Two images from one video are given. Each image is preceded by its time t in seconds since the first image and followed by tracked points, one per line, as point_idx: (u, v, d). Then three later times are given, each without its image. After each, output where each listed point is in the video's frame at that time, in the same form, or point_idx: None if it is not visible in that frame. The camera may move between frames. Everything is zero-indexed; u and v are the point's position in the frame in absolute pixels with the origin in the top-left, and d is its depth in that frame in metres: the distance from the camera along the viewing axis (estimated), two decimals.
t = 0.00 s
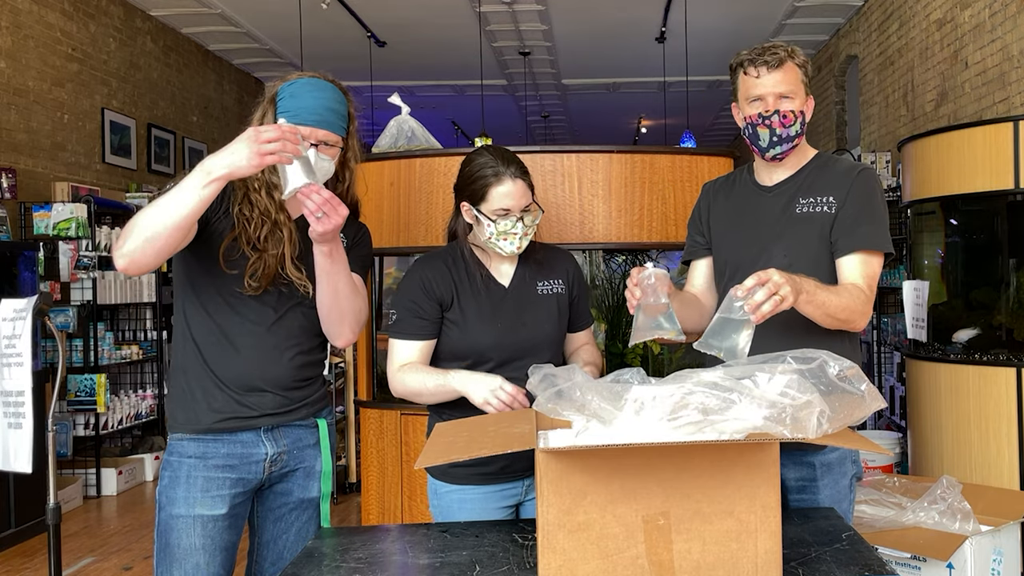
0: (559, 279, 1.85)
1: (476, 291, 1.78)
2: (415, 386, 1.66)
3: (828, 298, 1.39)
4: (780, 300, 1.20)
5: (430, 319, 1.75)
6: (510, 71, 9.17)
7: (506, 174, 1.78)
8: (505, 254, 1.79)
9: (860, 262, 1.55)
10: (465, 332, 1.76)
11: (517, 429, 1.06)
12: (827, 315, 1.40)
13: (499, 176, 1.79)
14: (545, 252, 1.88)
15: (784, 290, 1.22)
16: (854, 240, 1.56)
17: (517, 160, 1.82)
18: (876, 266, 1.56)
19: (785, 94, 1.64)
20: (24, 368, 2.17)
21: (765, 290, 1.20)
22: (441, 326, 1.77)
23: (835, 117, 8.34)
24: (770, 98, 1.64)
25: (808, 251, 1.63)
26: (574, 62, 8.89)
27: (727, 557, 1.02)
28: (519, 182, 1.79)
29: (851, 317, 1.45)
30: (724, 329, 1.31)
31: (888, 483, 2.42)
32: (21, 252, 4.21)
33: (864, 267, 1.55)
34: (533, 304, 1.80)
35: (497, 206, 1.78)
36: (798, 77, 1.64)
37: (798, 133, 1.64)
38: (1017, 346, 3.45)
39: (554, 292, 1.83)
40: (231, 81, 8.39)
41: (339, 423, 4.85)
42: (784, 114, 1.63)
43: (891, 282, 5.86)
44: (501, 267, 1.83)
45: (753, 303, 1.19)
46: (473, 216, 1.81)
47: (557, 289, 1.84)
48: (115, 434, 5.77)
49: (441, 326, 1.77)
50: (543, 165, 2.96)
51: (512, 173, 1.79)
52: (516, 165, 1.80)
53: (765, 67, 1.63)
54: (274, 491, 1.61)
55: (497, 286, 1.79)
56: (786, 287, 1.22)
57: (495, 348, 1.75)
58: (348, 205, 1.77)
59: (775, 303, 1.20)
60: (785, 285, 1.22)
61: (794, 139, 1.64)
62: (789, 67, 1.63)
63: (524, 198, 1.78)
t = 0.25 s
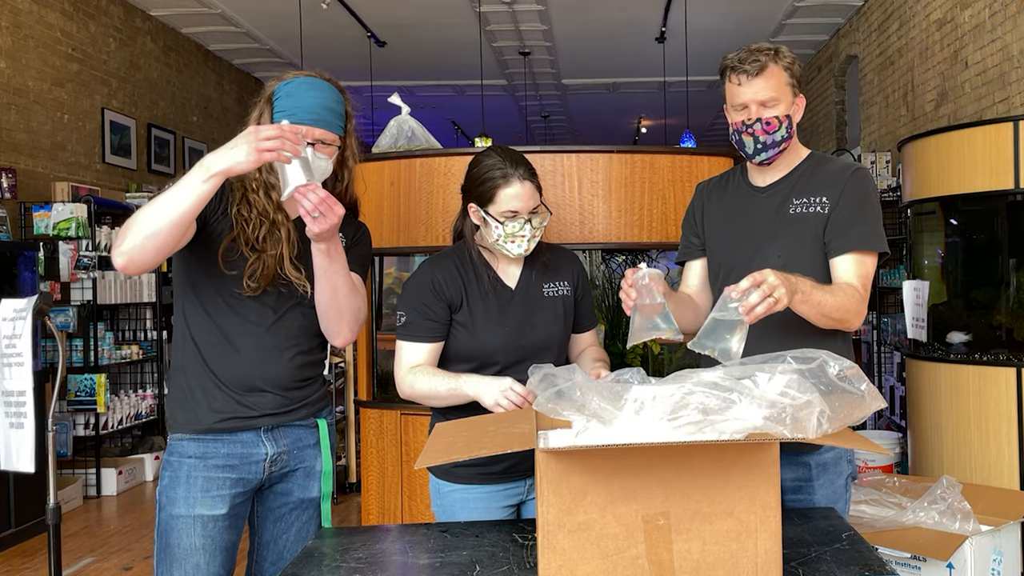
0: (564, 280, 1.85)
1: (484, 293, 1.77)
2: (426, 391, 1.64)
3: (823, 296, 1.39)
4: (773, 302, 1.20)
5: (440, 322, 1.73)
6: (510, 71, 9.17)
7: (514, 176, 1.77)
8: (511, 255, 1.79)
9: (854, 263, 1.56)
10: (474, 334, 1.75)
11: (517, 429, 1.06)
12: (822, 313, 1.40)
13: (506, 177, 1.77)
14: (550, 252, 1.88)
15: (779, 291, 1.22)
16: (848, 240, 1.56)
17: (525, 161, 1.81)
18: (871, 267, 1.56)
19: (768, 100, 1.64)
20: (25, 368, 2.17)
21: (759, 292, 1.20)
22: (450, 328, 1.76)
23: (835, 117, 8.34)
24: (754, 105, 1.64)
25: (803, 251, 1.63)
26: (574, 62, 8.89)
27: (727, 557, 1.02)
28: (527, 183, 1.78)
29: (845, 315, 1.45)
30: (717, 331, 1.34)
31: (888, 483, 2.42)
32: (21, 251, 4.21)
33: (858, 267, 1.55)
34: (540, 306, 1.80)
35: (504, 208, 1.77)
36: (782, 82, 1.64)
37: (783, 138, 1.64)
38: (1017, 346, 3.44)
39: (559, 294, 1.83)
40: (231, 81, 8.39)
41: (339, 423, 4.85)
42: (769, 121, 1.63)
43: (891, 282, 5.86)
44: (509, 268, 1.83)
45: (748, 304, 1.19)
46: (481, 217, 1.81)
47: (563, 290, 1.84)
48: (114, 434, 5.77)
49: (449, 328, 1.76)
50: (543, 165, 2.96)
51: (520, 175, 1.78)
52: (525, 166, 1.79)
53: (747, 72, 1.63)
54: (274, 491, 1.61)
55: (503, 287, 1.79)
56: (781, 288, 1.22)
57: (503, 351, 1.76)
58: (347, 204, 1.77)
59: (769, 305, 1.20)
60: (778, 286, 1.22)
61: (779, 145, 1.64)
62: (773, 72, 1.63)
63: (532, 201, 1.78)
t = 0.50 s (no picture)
0: (568, 280, 1.85)
1: (489, 294, 1.77)
2: (432, 390, 1.64)
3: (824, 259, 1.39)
4: (765, 244, 1.22)
5: (445, 323, 1.73)
6: (510, 71, 9.17)
7: (518, 175, 1.77)
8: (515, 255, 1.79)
9: (852, 245, 1.53)
10: (478, 336, 1.76)
11: (517, 429, 1.06)
12: (818, 281, 1.41)
13: (510, 177, 1.77)
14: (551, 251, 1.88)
15: (773, 237, 1.23)
16: (842, 229, 1.56)
17: (528, 160, 1.80)
18: (867, 253, 1.54)
19: (747, 108, 1.64)
20: (25, 368, 2.17)
21: (751, 232, 1.21)
22: (455, 329, 1.76)
23: (835, 117, 8.34)
24: (732, 115, 1.65)
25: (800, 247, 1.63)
26: (574, 62, 8.89)
27: (727, 557, 1.02)
28: (531, 184, 1.77)
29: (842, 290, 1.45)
30: (712, 272, 1.29)
31: (888, 483, 2.42)
32: (21, 251, 4.21)
33: (855, 249, 1.53)
34: (544, 306, 1.80)
35: (508, 208, 1.76)
36: (757, 85, 1.64)
37: (768, 143, 1.66)
38: (1017, 346, 3.44)
39: (563, 293, 1.83)
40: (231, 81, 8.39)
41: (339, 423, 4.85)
42: (750, 128, 1.64)
43: (892, 282, 5.86)
44: (512, 269, 1.83)
45: (739, 244, 1.21)
46: (484, 217, 1.81)
47: (566, 290, 1.84)
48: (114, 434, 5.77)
49: (454, 330, 1.76)
50: (543, 165, 2.97)
51: (524, 174, 1.77)
52: (528, 166, 1.78)
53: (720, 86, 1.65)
54: (274, 491, 1.61)
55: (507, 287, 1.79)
56: (777, 233, 1.23)
57: (507, 352, 1.76)
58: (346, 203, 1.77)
59: (761, 246, 1.21)
60: (775, 232, 1.23)
61: (766, 150, 1.66)
62: (746, 79, 1.63)
63: (536, 200, 1.77)
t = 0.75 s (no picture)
0: (569, 280, 1.86)
1: (490, 297, 1.77)
2: (432, 394, 1.64)
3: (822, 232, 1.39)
4: (763, 208, 1.26)
5: (446, 327, 1.73)
6: (510, 71, 9.17)
7: (518, 175, 1.77)
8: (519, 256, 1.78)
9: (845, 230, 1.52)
10: (481, 340, 1.75)
11: (518, 429, 1.06)
12: (815, 256, 1.41)
13: (510, 178, 1.77)
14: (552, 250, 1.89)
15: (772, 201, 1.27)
16: (836, 215, 1.56)
17: (529, 161, 1.80)
18: (862, 239, 1.52)
19: (734, 108, 1.66)
20: (25, 368, 2.17)
21: (749, 193, 1.25)
22: (457, 333, 1.76)
23: (835, 117, 8.34)
24: (721, 116, 1.67)
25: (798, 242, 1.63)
26: (574, 62, 8.89)
27: (727, 557, 1.02)
28: (531, 186, 1.78)
29: (837, 264, 1.44)
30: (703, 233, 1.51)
31: (888, 483, 2.42)
32: (21, 251, 4.21)
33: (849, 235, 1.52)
34: (547, 307, 1.80)
35: (509, 209, 1.76)
36: (742, 84, 1.66)
37: (759, 140, 1.68)
38: (1017, 346, 3.44)
39: (565, 294, 1.83)
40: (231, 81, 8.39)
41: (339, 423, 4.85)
42: (739, 127, 1.66)
43: (891, 282, 5.87)
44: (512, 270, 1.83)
45: (735, 204, 1.25)
46: (485, 219, 1.80)
47: (568, 290, 1.84)
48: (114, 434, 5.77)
49: (456, 333, 1.76)
50: (543, 165, 2.97)
51: (524, 176, 1.78)
52: (528, 168, 1.78)
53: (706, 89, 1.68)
54: (274, 491, 1.61)
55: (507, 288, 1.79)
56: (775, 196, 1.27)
57: (510, 355, 1.75)
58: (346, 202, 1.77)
59: (757, 209, 1.25)
60: (774, 197, 1.27)
61: (758, 147, 1.68)
62: (729, 81, 1.66)
63: (536, 202, 1.77)
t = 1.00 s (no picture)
0: (570, 279, 1.86)
1: (490, 297, 1.77)
2: (433, 392, 1.64)
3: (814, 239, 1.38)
4: (764, 216, 1.27)
5: (446, 326, 1.73)
6: (510, 71, 9.17)
7: (517, 176, 1.77)
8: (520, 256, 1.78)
9: (840, 232, 1.53)
10: (481, 339, 1.76)
11: (517, 429, 1.06)
12: (806, 259, 1.41)
13: (509, 177, 1.77)
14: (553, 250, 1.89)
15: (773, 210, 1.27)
16: (833, 214, 1.56)
17: (526, 158, 1.80)
18: (855, 241, 1.53)
19: (726, 108, 1.68)
20: (24, 368, 2.17)
21: (751, 202, 1.26)
22: (457, 332, 1.76)
23: (835, 117, 8.34)
24: (714, 118, 1.70)
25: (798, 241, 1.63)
26: (574, 62, 8.89)
27: (727, 557, 1.02)
28: (530, 184, 1.77)
29: (828, 266, 1.43)
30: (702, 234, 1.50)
31: (888, 483, 2.42)
32: (21, 251, 4.21)
33: (842, 235, 1.52)
34: (547, 306, 1.80)
35: (507, 208, 1.76)
36: (734, 85, 1.68)
37: (751, 139, 1.69)
38: (1017, 346, 3.44)
39: (565, 293, 1.83)
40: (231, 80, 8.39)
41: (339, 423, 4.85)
42: (732, 127, 1.68)
43: (891, 281, 5.87)
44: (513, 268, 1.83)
45: (738, 210, 1.25)
46: (484, 218, 1.80)
47: (568, 289, 1.84)
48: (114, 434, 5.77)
49: (456, 332, 1.76)
50: (543, 165, 2.97)
51: (523, 174, 1.77)
52: (527, 166, 1.78)
53: (699, 90, 1.72)
54: (274, 491, 1.61)
55: (507, 287, 1.79)
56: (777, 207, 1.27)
57: (510, 355, 1.76)
58: (346, 202, 1.77)
59: (759, 217, 1.26)
60: (775, 205, 1.27)
61: (751, 147, 1.69)
62: (720, 83, 1.69)
63: (535, 200, 1.77)
